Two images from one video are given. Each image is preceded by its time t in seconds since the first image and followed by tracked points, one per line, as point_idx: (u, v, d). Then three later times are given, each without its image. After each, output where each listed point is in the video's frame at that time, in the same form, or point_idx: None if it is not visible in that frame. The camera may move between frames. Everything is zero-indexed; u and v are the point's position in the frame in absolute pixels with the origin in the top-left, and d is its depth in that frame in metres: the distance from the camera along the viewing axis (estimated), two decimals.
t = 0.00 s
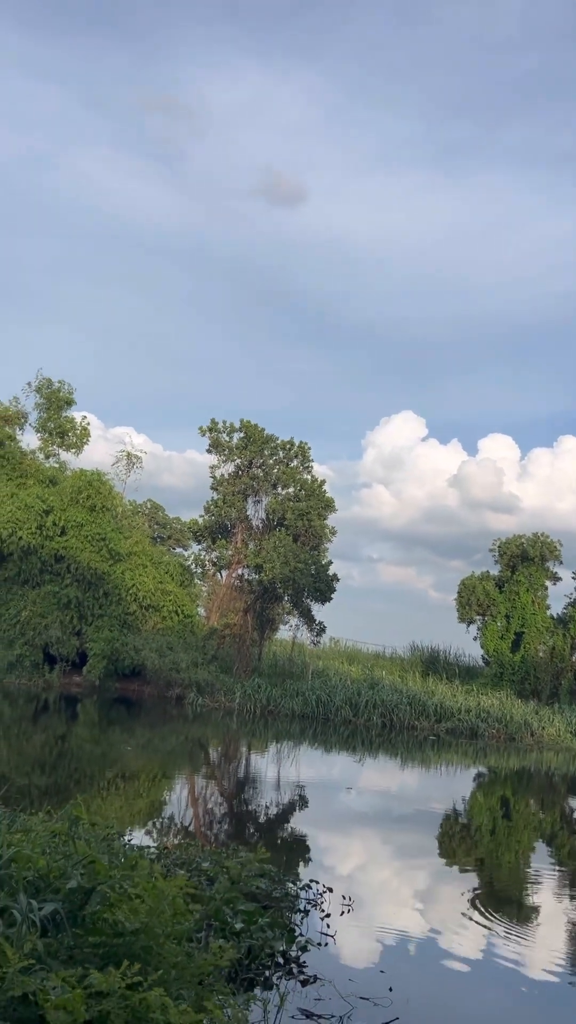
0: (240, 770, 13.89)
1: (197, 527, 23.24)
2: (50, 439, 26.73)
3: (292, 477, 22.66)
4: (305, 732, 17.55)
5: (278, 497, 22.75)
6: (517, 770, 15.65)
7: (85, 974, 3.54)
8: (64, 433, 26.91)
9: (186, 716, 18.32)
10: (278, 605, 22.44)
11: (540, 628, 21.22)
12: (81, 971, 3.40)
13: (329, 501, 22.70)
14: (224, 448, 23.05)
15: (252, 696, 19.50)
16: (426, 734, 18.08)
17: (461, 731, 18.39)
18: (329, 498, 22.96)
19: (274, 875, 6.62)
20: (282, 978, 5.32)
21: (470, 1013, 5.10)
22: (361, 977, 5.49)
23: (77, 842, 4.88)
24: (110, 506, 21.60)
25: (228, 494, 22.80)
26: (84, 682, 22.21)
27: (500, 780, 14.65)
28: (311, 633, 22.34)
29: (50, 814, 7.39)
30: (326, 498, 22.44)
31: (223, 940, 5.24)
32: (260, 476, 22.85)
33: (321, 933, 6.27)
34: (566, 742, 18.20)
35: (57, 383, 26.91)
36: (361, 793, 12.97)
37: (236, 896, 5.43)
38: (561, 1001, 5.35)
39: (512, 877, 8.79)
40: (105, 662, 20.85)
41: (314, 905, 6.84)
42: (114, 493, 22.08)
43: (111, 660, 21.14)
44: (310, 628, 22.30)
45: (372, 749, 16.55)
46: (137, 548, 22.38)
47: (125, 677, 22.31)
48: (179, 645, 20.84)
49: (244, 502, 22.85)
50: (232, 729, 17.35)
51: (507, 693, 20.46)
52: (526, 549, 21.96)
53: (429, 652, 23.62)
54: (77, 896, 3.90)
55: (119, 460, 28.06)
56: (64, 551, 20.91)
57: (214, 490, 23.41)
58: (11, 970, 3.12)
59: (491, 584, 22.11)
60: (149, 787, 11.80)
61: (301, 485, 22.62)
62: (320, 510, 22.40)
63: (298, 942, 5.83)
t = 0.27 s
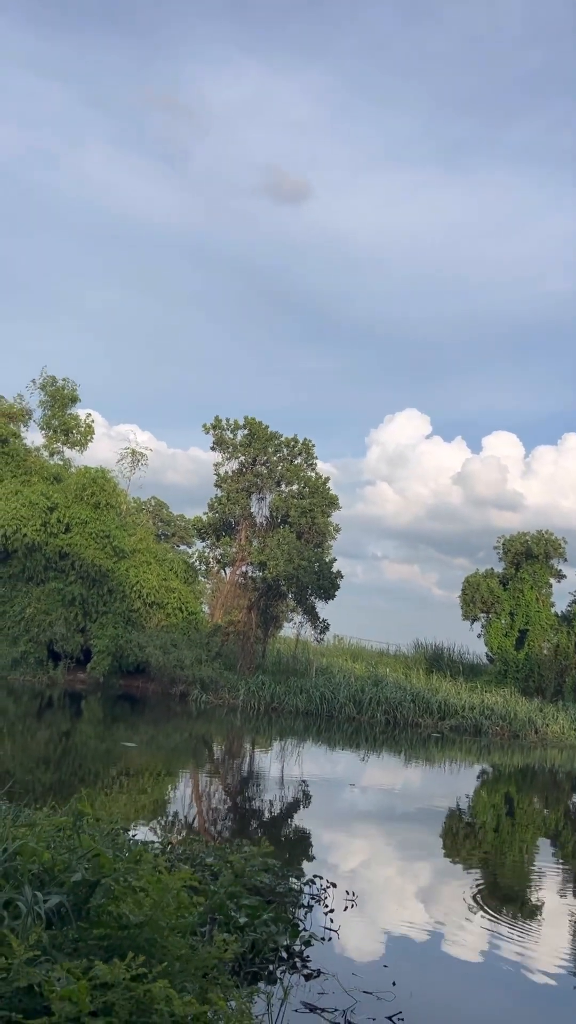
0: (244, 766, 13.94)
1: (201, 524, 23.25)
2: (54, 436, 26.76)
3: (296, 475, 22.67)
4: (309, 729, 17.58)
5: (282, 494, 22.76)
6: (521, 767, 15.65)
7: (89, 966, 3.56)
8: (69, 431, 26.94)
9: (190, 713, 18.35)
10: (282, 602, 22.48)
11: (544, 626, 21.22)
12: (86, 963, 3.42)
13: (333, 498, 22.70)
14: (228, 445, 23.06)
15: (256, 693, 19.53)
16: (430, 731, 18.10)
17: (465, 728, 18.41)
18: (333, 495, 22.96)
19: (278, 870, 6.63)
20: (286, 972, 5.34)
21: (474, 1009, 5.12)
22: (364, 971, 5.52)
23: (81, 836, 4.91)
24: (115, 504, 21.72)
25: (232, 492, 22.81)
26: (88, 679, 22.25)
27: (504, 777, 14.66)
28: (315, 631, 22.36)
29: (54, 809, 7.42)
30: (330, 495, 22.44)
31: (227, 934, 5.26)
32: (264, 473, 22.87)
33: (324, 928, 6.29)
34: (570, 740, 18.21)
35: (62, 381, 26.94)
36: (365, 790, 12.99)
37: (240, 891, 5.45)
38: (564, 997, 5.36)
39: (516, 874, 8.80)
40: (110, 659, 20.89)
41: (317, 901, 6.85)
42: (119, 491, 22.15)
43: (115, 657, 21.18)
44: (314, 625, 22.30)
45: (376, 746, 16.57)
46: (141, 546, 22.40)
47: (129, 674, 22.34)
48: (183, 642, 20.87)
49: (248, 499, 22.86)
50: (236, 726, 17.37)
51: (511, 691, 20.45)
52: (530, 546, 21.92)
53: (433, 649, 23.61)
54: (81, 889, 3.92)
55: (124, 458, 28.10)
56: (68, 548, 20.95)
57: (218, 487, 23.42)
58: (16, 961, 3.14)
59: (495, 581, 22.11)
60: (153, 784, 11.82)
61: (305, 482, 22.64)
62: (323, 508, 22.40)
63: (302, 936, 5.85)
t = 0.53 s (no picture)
0: (246, 764, 13.96)
1: (203, 522, 23.25)
2: (56, 435, 26.77)
3: (298, 473, 22.67)
4: (312, 727, 17.60)
5: (284, 492, 22.76)
6: (523, 765, 15.65)
7: (92, 964, 3.56)
8: (71, 430, 26.94)
9: (192, 711, 18.36)
10: (284, 600, 22.51)
11: (547, 623, 21.21)
12: (89, 961, 3.42)
13: (335, 497, 22.70)
14: (230, 443, 23.06)
15: (258, 691, 19.54)
16: (433, 729, 18.10)
17: (467, 727, 18.41)
18: (335, 493, 22.95)
19: (280, 868, 6.64)
20: (288, 970, 5.34)
21: (476, 1007, 5.12)
22: (366, 969, 5.53)
23: (84, 834, 4.92)
24: (117, 503, 21.82)
25: (234, 490, 22.82)
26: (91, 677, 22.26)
27: (506, 775, 14.65)
28: (317, 629, 22.36)
29: (57, 807, 7.43)
30: (332, 493, 22.44)
31: (229, 932, 5.27)
32: (266, 471, 22.87)
33: (327, 926, 6.30)
34: (573, 737, 18.21)
35: (64, 379, 26.95)
36: (368, 788, 12.99)
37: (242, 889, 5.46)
38: (566, 995, 5.37)
39: (519, 873, 8.80)
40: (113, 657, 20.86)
41: (320, 899, 6.86)
42: (121, 490, 22.25)
43: (118, 656, 21.17)
44: (317, 623, 22.30)
45: (378, 744, 16.58)
46: (144, 544, 22.41)
47: (132, 672, 22.34)
48: (185, 640, 20.87)
49: (250, 498, 22.86)
50: (239, 724, 17.39)
51: (514, 689, 20.44)
52: (532, 544, 21.91)
53: (435, 647, 23.60)
54: (84, 887, 3.93)
55: (126, 457, 28.11)
56: (70, 546, 20.96)
57: (220, 486, 23.43)
58: (18, 958, 3.15)
59: (497, 579, 22.11)
60: (156, 782, 11.83)
61: (307, 480, 22.64)
62: (325, 506, 22.40)
63: (304, 934, 5.86)
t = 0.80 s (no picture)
0: (251, 763, 13.97)
1: (206, 521, 23.26)
2: (59, 434, 26.79)
3: (300, 471, 22.67)
4: (316, 725, 17.60)
5: (287, 491, 22.76)
6: (528, 763, 15.64)
7: (96, 963, 3.56)
8: (74, 429, 26.95)
9: (196, 710, 18.37)
10: (287, 599, 22.50)
11: (550, 620, 21.19)
12: (93, 959, 3.43)
13: (338, 495, 22.69)
14: (232, 442, 23.06)
15: (262, 689, 19.54)
16: (436, 727, 18.09)
17: (471, 724, 18.40)
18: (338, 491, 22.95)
19: (285, 866, 6.64)
20: (293, 968, 5.35)
21: (481, 1004, 5.13)
22: (371, 967, 5.53)
23: (89, 833, 4.93)
24: (120, 503, 21.89)
25: (237, 488, 22.82)
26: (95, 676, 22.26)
27: (510, 772, 14.65)
28: (320, 627, 22.37)
29: (62, 806, 7.43)
30: (334, 491, 22.44)
31: (234, 930, 5.27)
32: (268, 470, 22.87)
33: (331, 923, 6.31)
34: None
35: (66, 378, 26.96)
36: (372, 786, 12.99)
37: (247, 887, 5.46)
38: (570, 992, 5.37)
39: (523, 870, 8.80)
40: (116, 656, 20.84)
41: (324, 896, 6.87)
42: (124, 489, 22.33)
43: (122, 654, 21.17)
44: (320, 621, 22.31)
45: (382, 742, 16.59)
46: (147, 543, 22.43)
47: (136, 671, 22.35)
48: (189, 638, 20.89)
49: (253, 496, 22.87)
50: (243, 722, 17.40)
51: (518, 686, 20.43)
52: (535, 541, 21.84)
53: (439, 645, 23.59)
54: (88, 886, 3.94)
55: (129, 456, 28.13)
56: (74, 546, 20.98)
57: (223, 484, 23.43)
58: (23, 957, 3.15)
59: (501, 576, 22.11)
60: (160, 781, 11.85)
61: (310, 478, 22.64)
62: (328, 504, 22.39)
63: (309, 932, 5.86)
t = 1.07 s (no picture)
0: (253, 763, 13.97)
1: (207, 521, 23.26)
2: (60, 436, 26.80)
3: (302, 471, 22.64)
4: (319, 725, 17.59)
5: (289, 491, 22.74)
6: (531, 762, 15.62)
7: (101, 965, 3.56)
8: (75, 430, 26.95)
9: (199, 710, 18.37)
10: (289, 598, 22.42)
11: (552, 619, 21.16)
12: (97, 962, 3.43)
13: (339, 494, 22.68)
14: (233, 442, 23.06)
15: (265, 689, 19.54)
16: (439, 726, 18.08)
17: (474, 723, 18.39)
18: (340, 491, 22.94)
19: (288, 867, 6.63)
20: (297, 969, 5.34)
21: (484, 1004, 5.12)
22: (375, 967, 5.53)
23: (92, 835, 4.93)
24: (121, 503, 21.89)
25: (239, 489, 22.83)
26: (97, 677, 22.26)
27: (514, 771, 14.65)
28: (323, 626, 22.35)
29: (66, 808, 7.43)
30: (336, 491, 22.43)
31: (238, 931, 5.27)
32: (270, 470, 22.86)
33: (335, 924, 6.30)
34: None
35: (67, 379, 26.96)
36: (375, 785, 12.97)
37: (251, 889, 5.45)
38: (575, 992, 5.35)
39: (527, 869, 8.78)
40: (119, 656, 21.02)
41: (328, 897, 6.86)
42: (126, 490, 22.35)
43: (125, 655, 21.31)
44: (322, 621, 22.30)
45: (385, 741, 16.58)
46: (149, 543, 22.45)
47: (138, 671, 22.36)
48: (191, 638, 20.92)
49: (254, 496, 22.86)
50: (245, 723, 17.39)
51: (521, 685, 20.40)
52: (537, 540, 21.86)
53: (441, 644, 23.57)
54: (92, 888, 3.94)
55: (131, 456, 28.14)
56: (75, 547, 21.01)
57: (224, 484, 23.43)
58: (27, 961, 3.14)
59: (503, 575, 22.11)
60: (163, 781, 11.87)
61: (311, 478, 22.62)
62: (330, 504, 22.37)
63: (313, 933, 5.85)
